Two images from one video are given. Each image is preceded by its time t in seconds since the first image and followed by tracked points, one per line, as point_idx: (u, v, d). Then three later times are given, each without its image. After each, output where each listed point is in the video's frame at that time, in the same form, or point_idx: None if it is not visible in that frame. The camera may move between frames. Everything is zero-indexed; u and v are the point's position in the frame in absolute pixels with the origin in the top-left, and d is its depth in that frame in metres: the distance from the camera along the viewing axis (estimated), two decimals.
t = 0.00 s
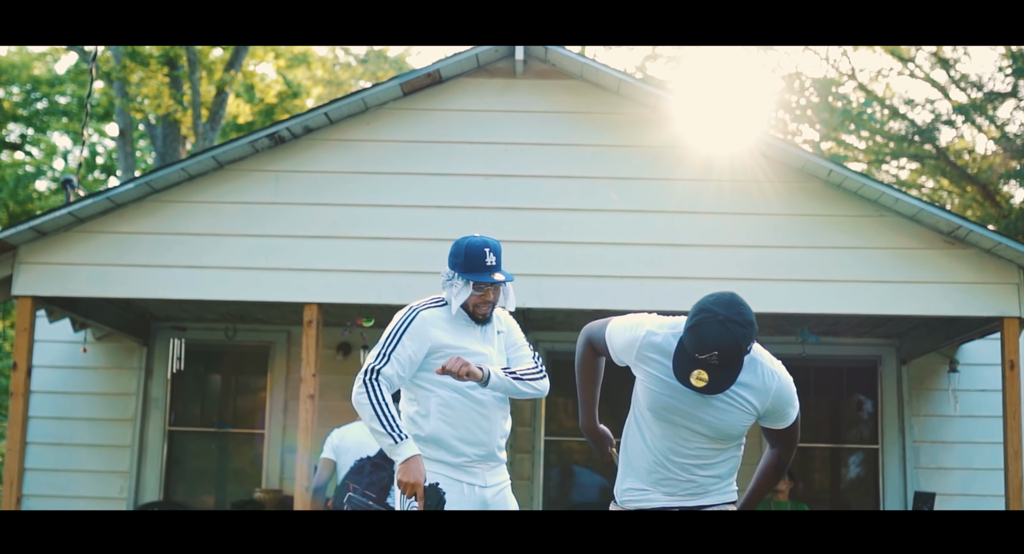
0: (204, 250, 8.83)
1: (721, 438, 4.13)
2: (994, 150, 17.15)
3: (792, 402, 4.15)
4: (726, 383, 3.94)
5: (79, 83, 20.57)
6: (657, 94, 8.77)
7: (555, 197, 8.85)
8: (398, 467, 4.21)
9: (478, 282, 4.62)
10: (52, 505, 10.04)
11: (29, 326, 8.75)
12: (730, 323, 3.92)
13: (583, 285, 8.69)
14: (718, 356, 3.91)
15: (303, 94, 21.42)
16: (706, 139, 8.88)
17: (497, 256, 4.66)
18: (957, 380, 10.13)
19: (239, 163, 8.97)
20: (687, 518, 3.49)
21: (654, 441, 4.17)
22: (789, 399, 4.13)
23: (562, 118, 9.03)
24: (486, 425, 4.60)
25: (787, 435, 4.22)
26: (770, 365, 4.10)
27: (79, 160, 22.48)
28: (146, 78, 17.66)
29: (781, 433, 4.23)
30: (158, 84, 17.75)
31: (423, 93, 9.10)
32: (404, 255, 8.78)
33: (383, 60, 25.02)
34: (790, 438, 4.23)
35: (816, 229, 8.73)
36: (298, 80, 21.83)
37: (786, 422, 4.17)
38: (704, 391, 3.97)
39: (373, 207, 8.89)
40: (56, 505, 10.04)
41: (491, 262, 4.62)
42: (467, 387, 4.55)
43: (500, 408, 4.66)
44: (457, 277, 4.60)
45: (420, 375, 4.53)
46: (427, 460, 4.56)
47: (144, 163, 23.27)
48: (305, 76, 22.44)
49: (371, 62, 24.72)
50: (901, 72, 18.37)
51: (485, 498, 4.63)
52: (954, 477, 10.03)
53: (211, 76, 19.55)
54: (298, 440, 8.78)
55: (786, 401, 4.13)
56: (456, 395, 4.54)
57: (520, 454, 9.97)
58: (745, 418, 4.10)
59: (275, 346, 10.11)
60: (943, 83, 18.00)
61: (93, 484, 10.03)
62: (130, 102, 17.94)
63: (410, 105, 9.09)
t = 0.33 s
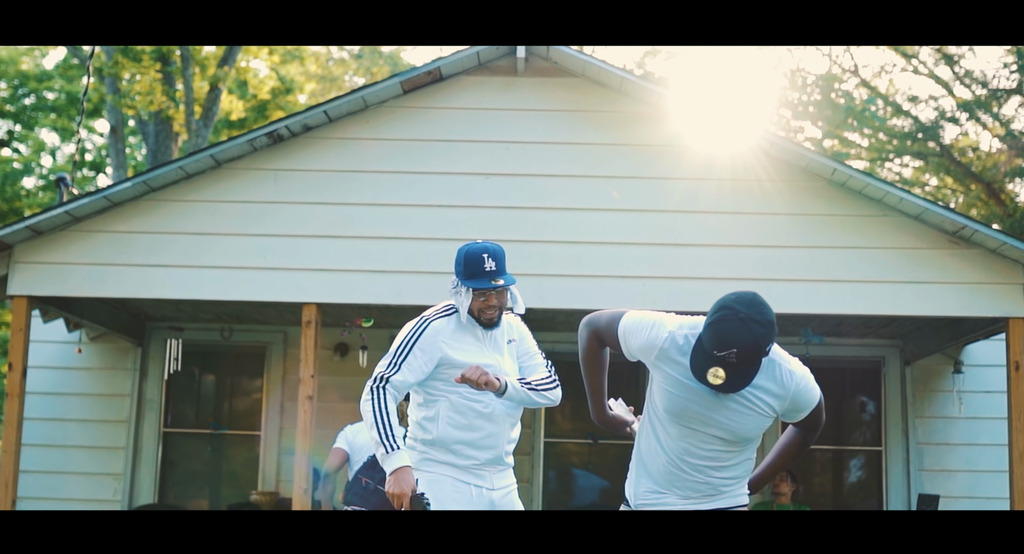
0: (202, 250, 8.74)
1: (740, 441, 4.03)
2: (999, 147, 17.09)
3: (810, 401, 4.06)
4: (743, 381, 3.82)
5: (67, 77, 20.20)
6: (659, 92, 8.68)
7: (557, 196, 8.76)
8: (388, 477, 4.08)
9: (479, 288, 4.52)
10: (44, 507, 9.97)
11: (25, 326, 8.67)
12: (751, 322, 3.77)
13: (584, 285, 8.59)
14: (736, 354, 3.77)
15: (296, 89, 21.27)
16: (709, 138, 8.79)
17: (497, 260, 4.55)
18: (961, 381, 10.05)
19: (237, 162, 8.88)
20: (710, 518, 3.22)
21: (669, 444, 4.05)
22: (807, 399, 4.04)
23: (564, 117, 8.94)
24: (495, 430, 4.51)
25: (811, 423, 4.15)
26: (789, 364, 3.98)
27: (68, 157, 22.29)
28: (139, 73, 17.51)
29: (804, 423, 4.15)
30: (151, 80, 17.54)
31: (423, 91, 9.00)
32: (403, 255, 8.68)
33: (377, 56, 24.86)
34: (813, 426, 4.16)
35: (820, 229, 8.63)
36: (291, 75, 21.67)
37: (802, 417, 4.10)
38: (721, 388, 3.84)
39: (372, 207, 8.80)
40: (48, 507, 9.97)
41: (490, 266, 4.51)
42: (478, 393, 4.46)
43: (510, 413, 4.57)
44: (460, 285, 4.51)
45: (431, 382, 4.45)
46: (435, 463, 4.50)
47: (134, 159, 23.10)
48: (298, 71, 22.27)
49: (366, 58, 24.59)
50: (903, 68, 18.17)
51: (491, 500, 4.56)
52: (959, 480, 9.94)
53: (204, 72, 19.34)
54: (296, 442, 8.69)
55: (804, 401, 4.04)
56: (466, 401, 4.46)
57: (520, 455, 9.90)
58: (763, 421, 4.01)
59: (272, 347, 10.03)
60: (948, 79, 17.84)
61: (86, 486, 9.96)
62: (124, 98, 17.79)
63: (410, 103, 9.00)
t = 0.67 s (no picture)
0: (198, 250, 8.66)
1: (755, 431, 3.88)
2: (1004, 146, 16.95)
3: (825, 386, 3.91)
4: (770, 338, 3.62)
5: (54, 73, 19.87)
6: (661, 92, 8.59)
7: (557, 196, 8.67)
8: (396, 473, 3.96)
9: (459, 282, 4.42)
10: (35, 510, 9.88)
11: (19, 327, 8.59)
12: (768, 278, 3.67)
13: (585, 286, 8.50)
14: (758, 309, 3.61)
15: (288, 86, 21.12)
16: (710, 138, 8.70)
17: (476, 254, 4.35)
18: (965, 383, 9.94)
19: (234, 162, 8.79)
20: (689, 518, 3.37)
21: (682, 439, 3.89)
22: (822, 384, 3.89)
23: (565, 116, 8.84)
24: (484, 440, 4.43)
25: (825, 417, 3.97)
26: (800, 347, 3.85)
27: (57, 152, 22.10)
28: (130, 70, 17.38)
29: (819, 414, 3.97)
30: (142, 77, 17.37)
31: (422, 90, 8.92)
32: (401, 255, 8.60)
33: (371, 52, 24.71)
34: (828, 421, 3.97)
35: (823, 230, 8.54)
36: (283, 71, 21.49)
37: (820, 403, 3.93)
38: (740, 350, 3.67)
39: (371, 207, 8.71)
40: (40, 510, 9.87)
41: (465, 260, 4.34)
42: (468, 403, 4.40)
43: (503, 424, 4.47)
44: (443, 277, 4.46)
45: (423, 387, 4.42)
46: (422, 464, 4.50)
47: (123, 155, 22.92)
48: (290, 67, 22.11)
49: (359, 54, 24.50)
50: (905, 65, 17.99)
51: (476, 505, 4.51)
52: (962, 482, 9.84)
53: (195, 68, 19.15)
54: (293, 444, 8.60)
55: (818, 387, 3.89)
56: (454, 409, 4.41)
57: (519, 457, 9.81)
58: (779, 408, 3.84)
59: (267, 348, 10.00)
60: (951, 75, 17.63)
61: (77, 489, 9.85)
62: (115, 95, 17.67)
63: (410, 102, 8.91)
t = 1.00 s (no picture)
0: (192, 251, 8.56)
1: (762, 424, 3.77)
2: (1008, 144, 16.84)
3: (828, 379, 3.81)
4: (781, 282, 3.57)
5: (41, 69, 19.67)
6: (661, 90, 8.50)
7: (556, 196, 8.58)
8: (404, 465, 3.99)
9: (436, 282, 4.46)
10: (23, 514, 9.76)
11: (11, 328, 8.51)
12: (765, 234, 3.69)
13: (583, 287, 8.42)
14: (765, 253, 3.58)
15: (280, 81, 21.00)
16: (709, 137, 8.60)
17: (452, 254, 4.40)
18: (967, 385, 9.85)
19: (229, 161, 8.69)
20: (697, 521, 3.26)
21: (684, 434, 3.78)
22: (825, 376, 3.79)
23: (563, 115, 8.75)
24: (457, 444, 4.35)
25: (820, 422, 3.82)
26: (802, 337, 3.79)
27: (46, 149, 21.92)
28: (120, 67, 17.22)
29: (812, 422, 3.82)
30: (132, 73, 17.28)
31: (419, 88, 8.81)
32: (397, 256, 8.51)
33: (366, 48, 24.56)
34: (822, 430, 3.81)
35: (824, 230, 8.45)
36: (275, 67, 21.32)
37: (822, 400, 3.81)
38: (752, 303, 3.59)
39: (367, 207, 8.62)
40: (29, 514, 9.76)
41: (440, 260, 4.40)
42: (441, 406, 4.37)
43: (479, 429, 4.35)
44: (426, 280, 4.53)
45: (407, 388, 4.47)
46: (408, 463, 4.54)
47: (113, 152, 22.74)
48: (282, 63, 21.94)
49: (352, 49, 24.40)
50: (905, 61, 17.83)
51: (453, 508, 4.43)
52: (964, 485, 9.74)
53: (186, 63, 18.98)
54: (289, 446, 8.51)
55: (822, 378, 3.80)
56: (428, 412, 4.39)
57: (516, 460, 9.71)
58: (782, 399, 3.75)
59: (261, 350, 9.91)
60: (954, 71, 17.50)
61: (68, 492, 9.76)
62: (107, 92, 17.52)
63: (406, 101, 8.81)
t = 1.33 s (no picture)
0: (184, 251, 8.46)
1: (758, 417, 3.65)
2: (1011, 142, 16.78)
3: (821, 374, 3.66)
4: (776, 256, 3.54)
5: (27, 64, 19.53)
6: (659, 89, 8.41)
7: (553, 196, 8.49)
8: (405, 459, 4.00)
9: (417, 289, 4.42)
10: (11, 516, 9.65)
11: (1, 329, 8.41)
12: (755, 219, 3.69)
13: (580, 288, 8.33)
14: (759, 229, 3.56)
15: (271, 78, 20.84)
16: (708, 137, 8.52)
17: (433, 263, 4.36)
18: (968, 386, 9.77)
19: (222, 161, 8.59)
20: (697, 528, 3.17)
21: (677, 426, 3.69)
22: (819, 369, 3.65)
23: (560, 115, 8.66)
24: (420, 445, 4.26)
25: (802, 428, 3.64)
26: (796, 331, 3.66)
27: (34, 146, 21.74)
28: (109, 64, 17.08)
29: (798, 425, 3.65)
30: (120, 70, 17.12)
31: (414, 86, 8.72)
32: (393, 257, 8.42)
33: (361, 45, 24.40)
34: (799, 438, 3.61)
35: (824, 230, 8.37)
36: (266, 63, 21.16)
37: (814, 397, 3.64)
38: (749, 278, 3.53)
39: (362, 207, 8.52)
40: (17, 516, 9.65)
41: (421, 267, 4.37)
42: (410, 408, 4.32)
43: (441, 431, 4.25)
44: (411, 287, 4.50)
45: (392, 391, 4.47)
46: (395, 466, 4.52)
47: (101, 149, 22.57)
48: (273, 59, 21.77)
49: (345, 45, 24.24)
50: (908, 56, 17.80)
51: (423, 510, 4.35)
52: (965, 488, 9.66)
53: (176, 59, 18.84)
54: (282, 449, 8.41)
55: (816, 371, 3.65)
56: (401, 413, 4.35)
57: (512, 463, 9.61)
58: (779, 392, 3.63)
59: (254, 351, 9.82)
60: (956, 68, 17.48)
61: (56, 495, 9.66)
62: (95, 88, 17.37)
63: (401, 100, 8.72)
